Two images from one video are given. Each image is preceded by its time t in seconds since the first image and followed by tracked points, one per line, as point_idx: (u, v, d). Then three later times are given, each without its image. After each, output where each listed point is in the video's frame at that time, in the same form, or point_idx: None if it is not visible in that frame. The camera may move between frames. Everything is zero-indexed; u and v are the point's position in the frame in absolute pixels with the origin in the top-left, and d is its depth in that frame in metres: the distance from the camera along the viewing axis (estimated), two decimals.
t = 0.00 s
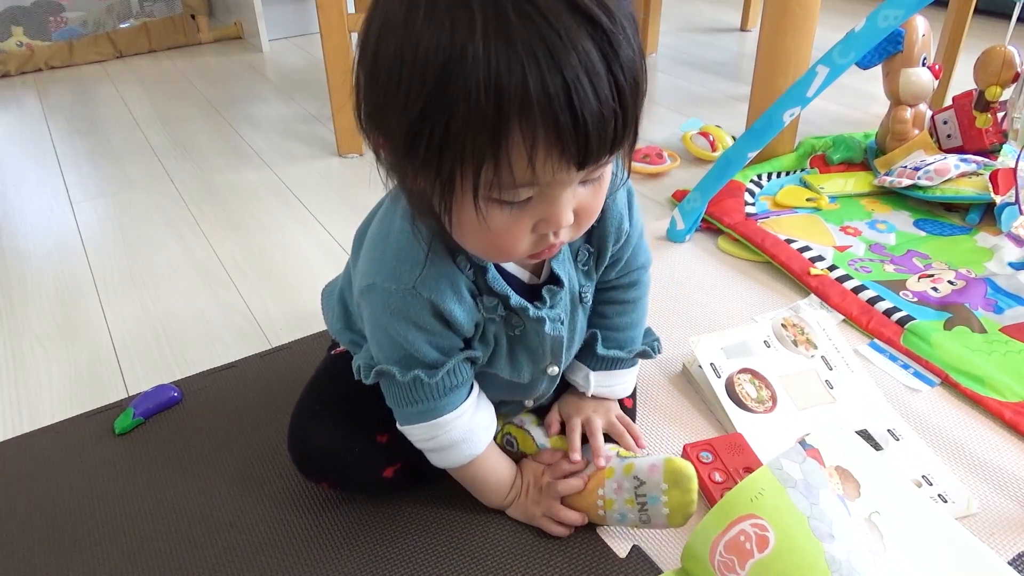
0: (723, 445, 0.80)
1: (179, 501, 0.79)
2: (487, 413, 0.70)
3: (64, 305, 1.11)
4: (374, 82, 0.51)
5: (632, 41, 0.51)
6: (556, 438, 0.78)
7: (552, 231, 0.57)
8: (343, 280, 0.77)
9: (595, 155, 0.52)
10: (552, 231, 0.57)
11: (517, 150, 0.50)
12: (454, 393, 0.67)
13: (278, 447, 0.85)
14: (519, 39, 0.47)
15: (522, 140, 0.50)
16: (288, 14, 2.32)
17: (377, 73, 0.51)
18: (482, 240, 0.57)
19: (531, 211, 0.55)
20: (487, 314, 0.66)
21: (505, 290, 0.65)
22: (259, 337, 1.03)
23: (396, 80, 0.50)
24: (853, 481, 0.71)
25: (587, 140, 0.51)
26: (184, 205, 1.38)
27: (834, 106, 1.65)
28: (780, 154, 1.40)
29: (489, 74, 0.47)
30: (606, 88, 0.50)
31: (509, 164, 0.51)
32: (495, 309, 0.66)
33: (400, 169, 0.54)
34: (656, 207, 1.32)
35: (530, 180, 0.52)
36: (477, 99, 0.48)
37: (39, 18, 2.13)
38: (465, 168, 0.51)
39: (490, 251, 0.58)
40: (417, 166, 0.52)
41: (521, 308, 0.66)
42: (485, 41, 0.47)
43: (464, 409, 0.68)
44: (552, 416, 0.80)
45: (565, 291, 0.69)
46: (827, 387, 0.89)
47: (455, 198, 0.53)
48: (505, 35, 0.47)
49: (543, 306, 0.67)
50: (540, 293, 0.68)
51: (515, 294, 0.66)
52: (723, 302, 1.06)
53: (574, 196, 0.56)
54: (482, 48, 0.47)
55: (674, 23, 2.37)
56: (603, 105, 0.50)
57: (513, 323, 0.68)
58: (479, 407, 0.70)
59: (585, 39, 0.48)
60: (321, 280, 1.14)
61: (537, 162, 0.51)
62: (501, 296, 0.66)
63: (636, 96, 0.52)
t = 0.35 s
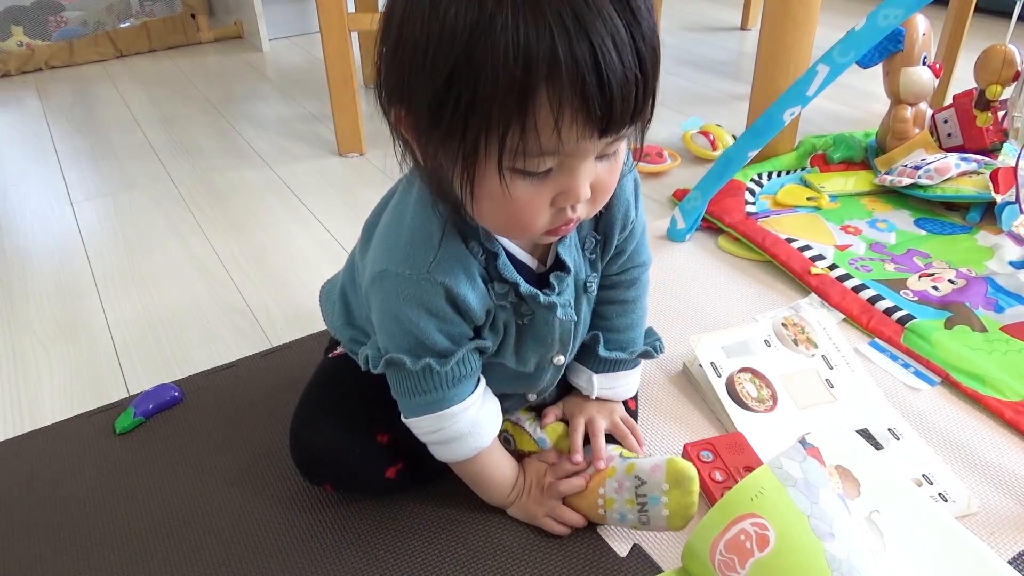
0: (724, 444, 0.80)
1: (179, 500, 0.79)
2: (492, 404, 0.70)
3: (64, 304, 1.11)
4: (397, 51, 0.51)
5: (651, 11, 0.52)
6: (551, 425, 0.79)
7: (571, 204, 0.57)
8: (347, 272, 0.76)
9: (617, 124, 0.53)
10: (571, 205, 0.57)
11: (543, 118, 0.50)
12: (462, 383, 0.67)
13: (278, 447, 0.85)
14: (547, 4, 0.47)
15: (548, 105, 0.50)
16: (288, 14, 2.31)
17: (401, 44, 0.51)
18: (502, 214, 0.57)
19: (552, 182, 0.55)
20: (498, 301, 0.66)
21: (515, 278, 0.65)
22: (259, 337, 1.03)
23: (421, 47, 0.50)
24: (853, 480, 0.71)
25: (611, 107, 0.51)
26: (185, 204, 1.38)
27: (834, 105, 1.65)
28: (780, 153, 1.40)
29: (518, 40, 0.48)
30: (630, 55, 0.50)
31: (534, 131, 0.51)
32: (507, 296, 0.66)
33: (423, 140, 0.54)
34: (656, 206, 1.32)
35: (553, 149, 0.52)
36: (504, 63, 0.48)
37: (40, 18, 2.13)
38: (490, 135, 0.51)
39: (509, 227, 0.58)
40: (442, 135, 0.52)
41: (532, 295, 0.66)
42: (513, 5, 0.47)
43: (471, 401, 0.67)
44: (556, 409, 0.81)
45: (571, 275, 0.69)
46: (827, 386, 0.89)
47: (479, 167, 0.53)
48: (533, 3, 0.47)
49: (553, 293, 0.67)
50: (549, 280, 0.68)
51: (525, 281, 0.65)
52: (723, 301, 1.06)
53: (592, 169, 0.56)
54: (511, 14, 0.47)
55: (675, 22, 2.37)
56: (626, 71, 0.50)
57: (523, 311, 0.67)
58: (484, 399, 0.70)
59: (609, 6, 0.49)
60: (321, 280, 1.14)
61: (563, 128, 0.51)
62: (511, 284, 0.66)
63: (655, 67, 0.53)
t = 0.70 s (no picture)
0: (723, 444, 0.80)
1: (178, 501, 0.79)
2: (404, 414, 0.65)
3: (64, 305, 1.11)
4: (414, 41, 0.51)
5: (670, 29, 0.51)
6: (550, 431, 0.78)
7: (570, 212, 0.57)
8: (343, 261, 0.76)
9: (622, 136, 0.52)
10: (570, 212, 0.57)
11: (548, 123, 0.50)
12: (380, 370, 0.63)
13: (278, 447, 0.85)
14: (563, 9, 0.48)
15: (554, 110, 0.50)
16: (288, 14, 2.31)
17: (418, 34, 0.51)
18: (502, 213, 0.57)
19: (552, 188, 0.55)
20: (480, 298, 0.65)
21: (501, 275, 0.65)
22: (259, 337, 1.03)
23: (436, 40, 0.50)
24: (852, 479, 0.70)
25: (617, 118, 0.51)
26: (185, 204, 1.38)
27: (834, 105, 1.65)
28: (780, 153, 1.40)
29: (530, 43, 0.48)
30: (641, 70, 0.50)
31: (539, 134, 0.51)
32: (490, 294, 0.65)
33: (431, 132, 0.54)
34: (656, 206, 1.32)
35: (555, 154, 0.52)
36: (514, 63, 0.48)
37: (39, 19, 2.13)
38: (495, 134, 0.51)
39: (508, 228, 0.58)
40: (449, 128, 0.52)
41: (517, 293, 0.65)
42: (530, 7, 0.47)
43: (380, 395, 0.63)
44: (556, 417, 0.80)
45: (569, 280, 0.68)
46: (826, 386, 0.89)
47: (482, 164, 0.53)
48: (549, 8, 0.47)
49: (541, 292, 0.66)
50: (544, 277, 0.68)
51: (513, 279, 0.65)
52: (723, 301, 1.06)
53: (594, 178, 0.56)
54: (527, 16, 0.47)
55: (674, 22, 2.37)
56: (635, 83, 0.50)
57: (511, 311, 0.67)
58: (399, 406, 0.65)
59: (626, 18, 0.49)
60: (321, 280, 1.14)
61: (566, 134, 0.51)
62: (498, 281, 0.65)
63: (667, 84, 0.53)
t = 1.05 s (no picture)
0: (722, 444, 0.80)
1: (178, 502, 0.79)
2: (349, 467, 0.63)
3: (64, 305, 1.11)
4: (300, 86, 0.47)
5: (575, 105, 0.44)
6: (544, 442, 0.78)
7: (462, 275, 0.50)
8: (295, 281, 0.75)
9: (501, 216, 0.46)
10: (463, 275, 0.50)
11: (412, 188, 0.44)
12: (323, 416, 0.62)
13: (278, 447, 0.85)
14: (432, 74, 0.41)
15: (414, 182, 0.44)
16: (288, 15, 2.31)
17: (302, 79, 0.47)
18: (388, 266, 0.52)
19: (437, 251, 0.49)
20: (413, 338, 0.64)
21: (434, 317, 0.63)
22: (258, 338, 1.03)
23: (314, 88, 0.45)
24: (852, 480, 0.70)
25: (490, 197, 0.44)
26: (184, 205, 1.38)
27: (833, 105, 1.65)
28: (780, 153, 1.40)
29: (393, 99, 0.42)
30: (520, 144, 0.43)
31: (405, 197, 0.45)
32: (422, 335, 0.64)
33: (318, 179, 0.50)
34: (655, 206, 1.32)
35: (429, 220, 0.46)
36: (377, 118, 0.43)
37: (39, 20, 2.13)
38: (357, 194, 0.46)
39: (401, 282, 0.53)
40: (325, 178, 0.48)
41: (447, 337, 0.64)
42: (397, 66, 0.42)
43: (323, 444, 0.61)
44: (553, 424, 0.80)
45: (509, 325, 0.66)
46: (826, 386, 0.89)
47: (359, 220, 0.48)
48: (418, 62, 0.42)
49: (474, 337, 0.65)
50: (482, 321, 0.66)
51: (444, 321, 0.63)
52: (723, 301, 1.06)
53: (487, 249, 0.49)
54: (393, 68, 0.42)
55: (674, 22, 2.37)
56: (510, 160, 0.43)
57: (446, 352, 0.65)
58: (350, 455, 0.63)
59: (508, 88, 0.42)
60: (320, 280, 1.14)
61: (427, 207, 0.45)
62: (430, 322, 0.63)
63: (565, 164, 0.46)
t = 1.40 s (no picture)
0: (724, 444, 0.80)
1: (179, 502, 0.79)
2: (312, 500, 0.64)
3: (65, 306, 1.11)
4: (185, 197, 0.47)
5: (456, 198, 0.43)
6: (545, 435, 0.78)
7: (387, 355, 0.50)
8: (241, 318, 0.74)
9: (401, 312, 0.45)
10: (387, 354, 0.50)
11: (304, 300, 0.44)
12: (275, 463, 0.62)
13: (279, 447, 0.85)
14: (299, 188, 0.41)
15: (302, 295, 0.43)
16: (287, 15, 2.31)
17: (185, 190, 0.46)
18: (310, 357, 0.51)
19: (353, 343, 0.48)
20: (351, 388, 0.64)
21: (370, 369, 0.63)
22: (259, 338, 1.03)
23: (196, 203, 0.45)
24: (853, 480, 0.70)
25: (381, 300, 0.43)
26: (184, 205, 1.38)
27: (834, 105, 1.65)
28: (780, 153, 1.40)
29: (266, 218, 0.41)
30: (406, 245, 0.42)
31: (301, 310, 0.44)
32: (359, 386, 0.64)
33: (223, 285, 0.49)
34: (655, 206, 1.32)
35: (334, 325, 0.45)
36: (256, 238, 0.42)
37: (38, 20, 2.12)
38: (253, 305, 0.46)
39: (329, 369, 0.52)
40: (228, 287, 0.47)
41: (388, 386, 0.64)
42: (267, 178, 0.41)
43: (280, 485, 0.62)
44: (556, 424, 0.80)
45: (451, 373, 0.66)
46: (826, 386, 0.89)
47: (269, 326, 0.48)
48: (282, 181, 0.41)
49: (415, 385, 0.65)
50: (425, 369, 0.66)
51: (383, 372, 0.63)
52: (723, 301, 1.06)
53: (406, 332, 0.48)
54: (259, 191, 0.41)
55: (674, 22, 2.37)
56: (399, 264, 0.42)
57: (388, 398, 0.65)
58: (309, 488, 0.64)
59: (379, 192, 0.41)
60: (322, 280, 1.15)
61: (322, 315, 0.44)
62: (366, 373, 0.63)
63: (461, 254, 0.45)
